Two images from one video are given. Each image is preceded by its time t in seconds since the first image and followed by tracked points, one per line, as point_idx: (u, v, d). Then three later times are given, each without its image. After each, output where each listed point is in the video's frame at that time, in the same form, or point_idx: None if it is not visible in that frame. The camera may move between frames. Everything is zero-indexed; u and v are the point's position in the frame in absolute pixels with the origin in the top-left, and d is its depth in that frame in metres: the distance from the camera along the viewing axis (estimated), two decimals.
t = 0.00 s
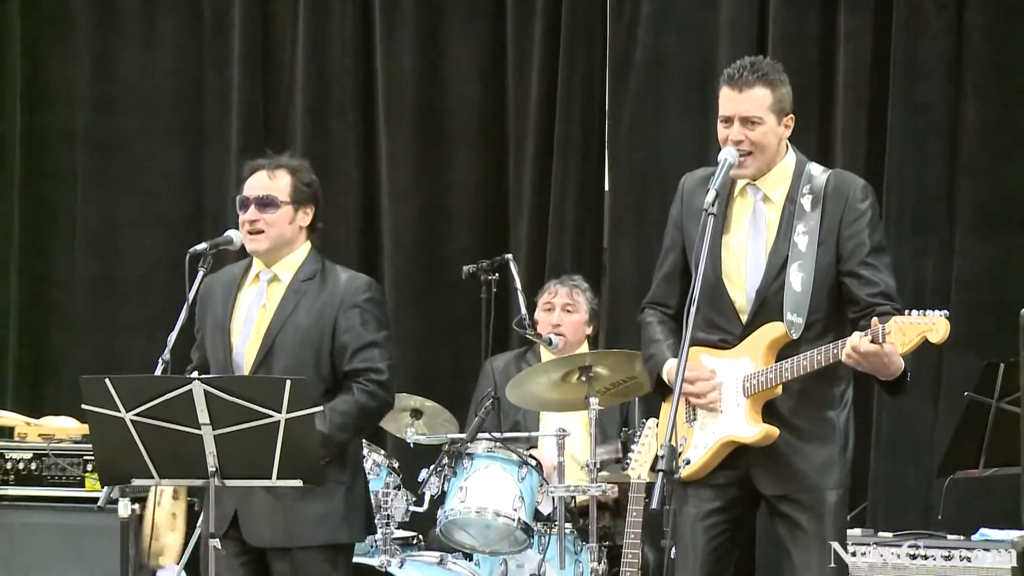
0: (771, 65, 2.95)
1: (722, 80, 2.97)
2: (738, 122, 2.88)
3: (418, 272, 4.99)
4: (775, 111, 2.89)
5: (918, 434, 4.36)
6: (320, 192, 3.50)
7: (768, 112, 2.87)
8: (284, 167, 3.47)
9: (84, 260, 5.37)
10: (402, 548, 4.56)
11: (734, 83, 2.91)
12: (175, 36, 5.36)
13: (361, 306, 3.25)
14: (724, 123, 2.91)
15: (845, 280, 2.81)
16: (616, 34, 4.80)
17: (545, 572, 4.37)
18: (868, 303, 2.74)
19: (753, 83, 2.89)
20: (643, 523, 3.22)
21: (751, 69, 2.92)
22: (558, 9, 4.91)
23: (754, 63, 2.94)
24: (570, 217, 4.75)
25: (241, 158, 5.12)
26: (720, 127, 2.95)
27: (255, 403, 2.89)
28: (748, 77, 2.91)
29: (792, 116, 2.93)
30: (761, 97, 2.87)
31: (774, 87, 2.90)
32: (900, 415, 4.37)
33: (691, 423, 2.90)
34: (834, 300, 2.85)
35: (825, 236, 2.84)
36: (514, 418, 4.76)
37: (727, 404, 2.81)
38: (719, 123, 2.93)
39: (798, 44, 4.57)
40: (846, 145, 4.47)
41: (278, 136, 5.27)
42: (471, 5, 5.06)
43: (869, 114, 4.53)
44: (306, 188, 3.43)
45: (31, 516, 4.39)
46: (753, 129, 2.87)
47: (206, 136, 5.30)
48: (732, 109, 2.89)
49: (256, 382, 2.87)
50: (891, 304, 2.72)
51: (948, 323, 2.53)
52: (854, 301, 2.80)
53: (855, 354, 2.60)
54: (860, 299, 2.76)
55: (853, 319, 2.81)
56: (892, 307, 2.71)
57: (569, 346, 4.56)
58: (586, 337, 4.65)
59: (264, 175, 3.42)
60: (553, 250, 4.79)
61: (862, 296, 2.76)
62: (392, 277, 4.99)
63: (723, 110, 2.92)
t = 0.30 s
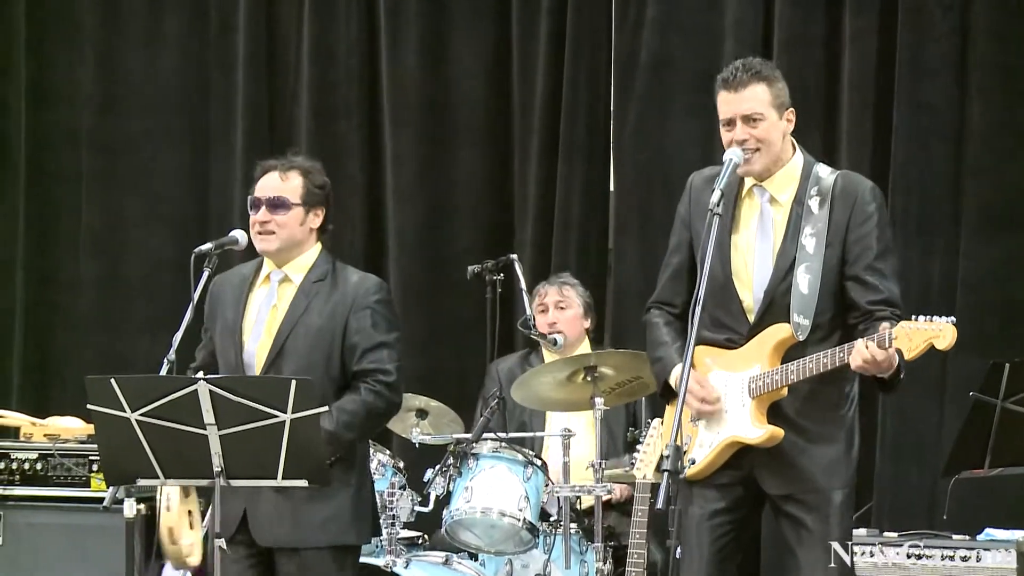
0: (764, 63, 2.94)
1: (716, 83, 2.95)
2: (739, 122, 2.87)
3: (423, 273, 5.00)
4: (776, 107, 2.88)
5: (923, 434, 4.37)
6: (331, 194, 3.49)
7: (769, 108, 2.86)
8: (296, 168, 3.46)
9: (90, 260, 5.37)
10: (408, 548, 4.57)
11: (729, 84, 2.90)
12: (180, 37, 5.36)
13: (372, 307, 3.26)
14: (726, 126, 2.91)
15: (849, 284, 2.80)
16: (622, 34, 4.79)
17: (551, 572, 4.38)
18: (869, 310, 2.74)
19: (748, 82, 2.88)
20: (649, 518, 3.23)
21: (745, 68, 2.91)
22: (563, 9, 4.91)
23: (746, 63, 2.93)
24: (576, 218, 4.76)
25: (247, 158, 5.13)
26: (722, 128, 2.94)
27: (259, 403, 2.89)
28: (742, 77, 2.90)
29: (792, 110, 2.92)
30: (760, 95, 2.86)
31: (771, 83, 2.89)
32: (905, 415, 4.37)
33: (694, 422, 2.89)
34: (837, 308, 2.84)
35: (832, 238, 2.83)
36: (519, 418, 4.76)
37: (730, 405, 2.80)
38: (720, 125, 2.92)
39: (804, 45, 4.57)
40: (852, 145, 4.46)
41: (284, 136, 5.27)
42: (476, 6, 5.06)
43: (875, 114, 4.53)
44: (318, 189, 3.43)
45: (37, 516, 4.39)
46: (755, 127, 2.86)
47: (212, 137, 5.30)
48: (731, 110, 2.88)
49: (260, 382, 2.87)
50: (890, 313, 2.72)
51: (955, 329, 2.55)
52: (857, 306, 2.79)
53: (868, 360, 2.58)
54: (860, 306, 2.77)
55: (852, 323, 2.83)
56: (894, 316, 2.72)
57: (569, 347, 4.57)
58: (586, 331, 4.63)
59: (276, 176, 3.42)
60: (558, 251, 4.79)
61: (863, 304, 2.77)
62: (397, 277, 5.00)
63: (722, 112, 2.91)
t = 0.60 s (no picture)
0: (776, 63, 2.93)
1: (730, 79, 2.94)
2: (747, 122, 2.85)
3: (429, 271, 5.00)
4: (784, 109, 2.86)
5: (930, 432, 4.36)
6: (330, 192, 3.49)
7: (777, 111, 2.85)
8: (295, 167, 3.45)
9: (96, 259, 5.37)
10: (414, 546, 4.57)
11: (740, 83, 2.88)
12: (187, 36, 5.37)
13: (375, 301, 3.27)
14: (733, 125, 2.89)
15: (858, 282, 2.78)
16: (627, 33, 4.80)
17: (557, 571, 4.37)
18: (882, 307, 2.71)
19: (760, 82, 2.86)
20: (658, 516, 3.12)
21: (758, 69, 2.90)
22: (570, 8, 4.91)
23: (760, 63, 2.92)
24: (582, 216, 4.76)
25: (253, 157, 5.13)
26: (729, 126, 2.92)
27: (267, 401, 2.89)
28: (753, 76, 2.88)
29: (801, 113, 2.91)
30: (770, 96, 2.84)
31: (781, 85, 2.88)
32: (912, 414, 4.37)
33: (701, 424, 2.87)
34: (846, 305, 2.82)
35: (838, 239, 2.81)
36: (525, 417, 4.76)
37: (738, 406, 2.78)
38: (727, 125, 2.90)
39: (810, 43, 4.57)
40: (859, 143, 4.46)
41: (291, 135, 5.27)
42: (482, 5, 5.06)
43: (881, 112, 4.53)
44: (318, 187, 3.43)
45: (44, 514, 4.39)
46: (763, 127, 2.84)
47: (218, 135, 5.31)
48: (740, 109, 2.86)
49: (267, 379, 2.86)
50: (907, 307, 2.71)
51: (966, 329, 2.54)
52: (870, 304, 2.77)
53: (885, 364, 2.54)
54: (873, 303, 2.74)
55: (865, 322, 2.79)
56: (908, 312, 2.70)
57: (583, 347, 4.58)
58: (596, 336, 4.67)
59: (276, 174, 3.41)
60: (563, 249, 4.79)
61: (875, 300, 2.74)
62: (403, 275, 5.00)
63: (730, 111, 2.89)
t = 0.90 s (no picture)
0: (775, 62, 2.91)
1: (730, 84, 2.91)
2: (754, 120, 2.82)
3: (439, 269, 5.00)
4: (789, 104, 2.84)
5: (940, 429, 4.37)
6: (332, 189, 3.46)
7: (783, 105, 2.82)
8: (296, 166, 3.42)
9: (106, 257, 5.37)
10: (424, 544, 4.57)
11: (742, 85, 2.85)
12: (196, 33, 5.37)
13: (386, 299, 3.26)
14: (740, 125, 2.86)
15: (870, 280, 2.75)
16: (637, 31, 4.80)
17: (567, 568, 4.38)
18: (897, 303, 2.68)
19: (762, 81, 2.83)
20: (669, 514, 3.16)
21: (757, 69, 2.88)
22: (579, 6, 4.91)
23: (760, 63, 2.90)
24: (591, 214, 4.76)
25: (263, 155, 5.13)
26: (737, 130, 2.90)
27: (276, 398, 2.89)
28: (754, 76, 2.86)
29: (805, 107, 2.88)
30: (774, 92, 2.82)
31: (783, 81, 2.85)
32: (922, 411, 4.37)
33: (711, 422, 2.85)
34: (863, 299, 2.80)
35: (847, 236, 2.78)
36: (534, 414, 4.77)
37: (748, 405, 2.76)
38: (733, 126, 2.88)
39: (820, 41, 4.56)
40: (869, 140, 4.45)
41: (300, 133, 5.28)
42: (491, 4, 5.07)
43: (890, 110, 4.53)
44: (321, 185, 3.40)
45: (54, 511, 4.40)
46: (770, 124, 2.81)
47: (227, 134, 5.31)
48: (746, 109, 2.83)
49: (276, 377, 2.87)
50: (923, 302, 2.66)
51: (976, 328, 2.49)
52: (885, 301, 2.73)
53: (895, 363, 2.51)
54: (888, 299, 2.70)
55: (882, 320, 2.75)
56: (923, 307, 2.66)
57: (590, 344, 4.57)
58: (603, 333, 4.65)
59: (277, 176, 3.39)
60: (573, 247, 4.79)
61: (889, 297, 2.71)
62: (412, 273, 4.99)
63: (736, 112, 2.86)
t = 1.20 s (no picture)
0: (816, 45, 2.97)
1: (767, 52, 2.94)
2: (791, 83, 2.84)
3: (449, 268, 5.02)
4: (824, 82, 2.88)
5: (947, 427, 4.39)
6: (347, 186, 3.49)
7: (818, 79, 2.85)
8: (310, 163, 3.45)
9: (117, 256, 5.39)
10: (432, 541, 4.59)
11: (786, 49, 2.88)
12: (208, 32, 5.40)
13: (397, 299, 3.28)
14: (773, 86, 2.86)
15: (877, 272, 2.74)
16: (645, 31, 4.82)
17: (576, 565, 4.42)
18: (902, 296, 2.67)
19: (804, 51, 2.88)
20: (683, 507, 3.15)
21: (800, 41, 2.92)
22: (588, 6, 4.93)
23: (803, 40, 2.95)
24: (600, 213, 4.79)
25: (274, 155, 5.16)
26: (765, 94, 2.89)
27: (288, 397, 2.87)
28: (799, 45, 2.90)
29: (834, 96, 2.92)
30: (813, 64, 2.86)
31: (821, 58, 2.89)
32: (930, 409, 4.39)
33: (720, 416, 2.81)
34: (865, 301, 2.78)
35: (856, 227, 2.77)
36: (544, 412, 4.80)
37: (756, 394, 2.72)
38: (766, 87, 2.88)
39: (828, 41, 4.58)
40: (877, 139, 4.47)
41: (310, 133, 5.30)
42: (501, 4, 5.09)
43: (899, 109, 4.55)
44: (334, 181, 3.43)
45: (64, 508, 4.42)
46: (805, 92, 2.83)
47: (238, 133, 5.33)
48: (786, 71, 2.85)
49: (286, 375, 2.85)
50: (926, 295, 2.65)
51: (986, 305, 2.52)
52: (890, 293, 2.72)
53: (907, 343, 2.51)
54: (893, 291, 2.69)
55: (887, 312, 2.74)
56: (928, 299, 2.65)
57: (608, 338, 4.62)
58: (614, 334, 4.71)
59: (291, 173, 3.41)
60: (581, 246, 4.82)
61: (895, 289, 2.69)
62: (421, 271, 5.02)
63: (772, 73, 2.88)
